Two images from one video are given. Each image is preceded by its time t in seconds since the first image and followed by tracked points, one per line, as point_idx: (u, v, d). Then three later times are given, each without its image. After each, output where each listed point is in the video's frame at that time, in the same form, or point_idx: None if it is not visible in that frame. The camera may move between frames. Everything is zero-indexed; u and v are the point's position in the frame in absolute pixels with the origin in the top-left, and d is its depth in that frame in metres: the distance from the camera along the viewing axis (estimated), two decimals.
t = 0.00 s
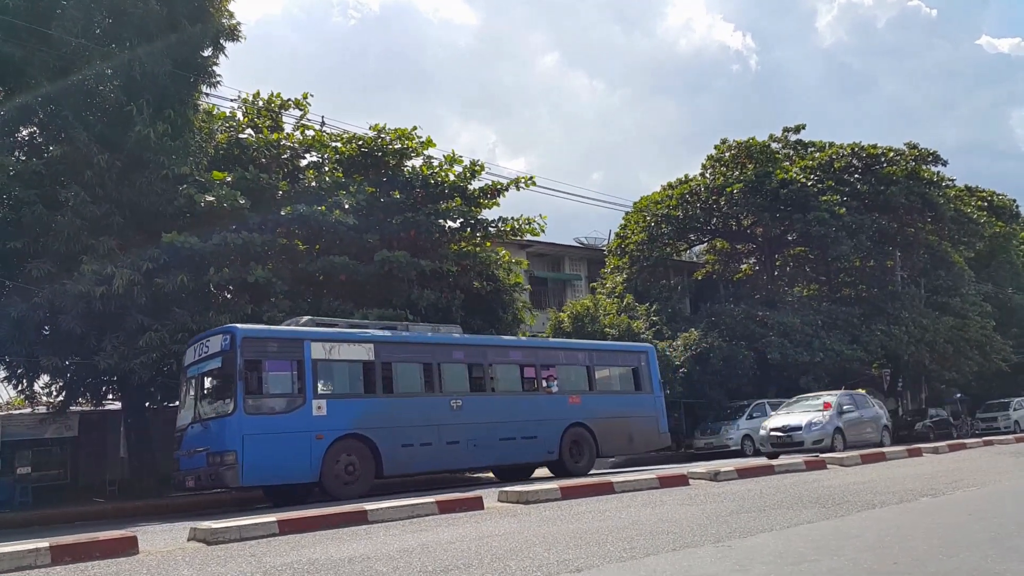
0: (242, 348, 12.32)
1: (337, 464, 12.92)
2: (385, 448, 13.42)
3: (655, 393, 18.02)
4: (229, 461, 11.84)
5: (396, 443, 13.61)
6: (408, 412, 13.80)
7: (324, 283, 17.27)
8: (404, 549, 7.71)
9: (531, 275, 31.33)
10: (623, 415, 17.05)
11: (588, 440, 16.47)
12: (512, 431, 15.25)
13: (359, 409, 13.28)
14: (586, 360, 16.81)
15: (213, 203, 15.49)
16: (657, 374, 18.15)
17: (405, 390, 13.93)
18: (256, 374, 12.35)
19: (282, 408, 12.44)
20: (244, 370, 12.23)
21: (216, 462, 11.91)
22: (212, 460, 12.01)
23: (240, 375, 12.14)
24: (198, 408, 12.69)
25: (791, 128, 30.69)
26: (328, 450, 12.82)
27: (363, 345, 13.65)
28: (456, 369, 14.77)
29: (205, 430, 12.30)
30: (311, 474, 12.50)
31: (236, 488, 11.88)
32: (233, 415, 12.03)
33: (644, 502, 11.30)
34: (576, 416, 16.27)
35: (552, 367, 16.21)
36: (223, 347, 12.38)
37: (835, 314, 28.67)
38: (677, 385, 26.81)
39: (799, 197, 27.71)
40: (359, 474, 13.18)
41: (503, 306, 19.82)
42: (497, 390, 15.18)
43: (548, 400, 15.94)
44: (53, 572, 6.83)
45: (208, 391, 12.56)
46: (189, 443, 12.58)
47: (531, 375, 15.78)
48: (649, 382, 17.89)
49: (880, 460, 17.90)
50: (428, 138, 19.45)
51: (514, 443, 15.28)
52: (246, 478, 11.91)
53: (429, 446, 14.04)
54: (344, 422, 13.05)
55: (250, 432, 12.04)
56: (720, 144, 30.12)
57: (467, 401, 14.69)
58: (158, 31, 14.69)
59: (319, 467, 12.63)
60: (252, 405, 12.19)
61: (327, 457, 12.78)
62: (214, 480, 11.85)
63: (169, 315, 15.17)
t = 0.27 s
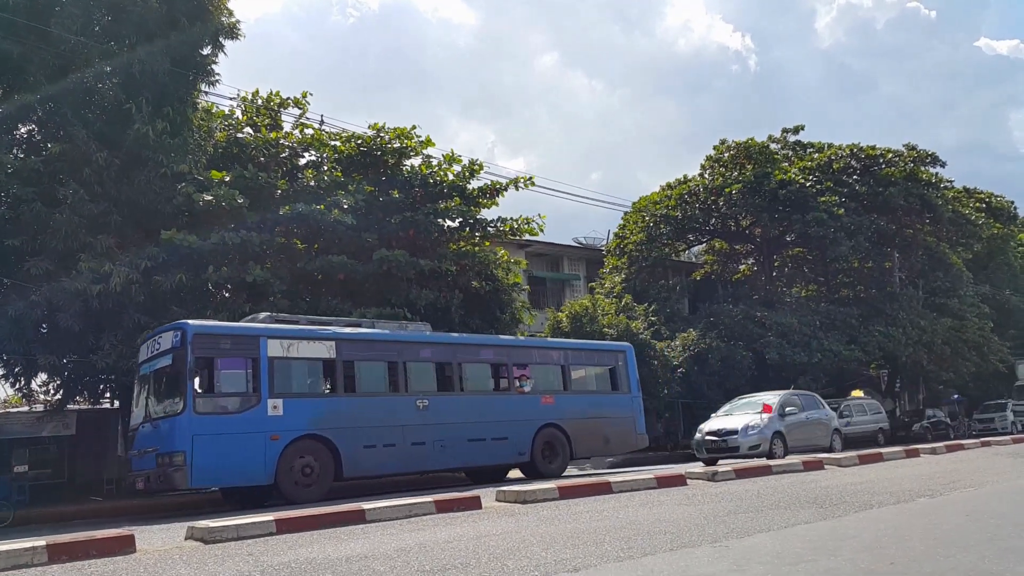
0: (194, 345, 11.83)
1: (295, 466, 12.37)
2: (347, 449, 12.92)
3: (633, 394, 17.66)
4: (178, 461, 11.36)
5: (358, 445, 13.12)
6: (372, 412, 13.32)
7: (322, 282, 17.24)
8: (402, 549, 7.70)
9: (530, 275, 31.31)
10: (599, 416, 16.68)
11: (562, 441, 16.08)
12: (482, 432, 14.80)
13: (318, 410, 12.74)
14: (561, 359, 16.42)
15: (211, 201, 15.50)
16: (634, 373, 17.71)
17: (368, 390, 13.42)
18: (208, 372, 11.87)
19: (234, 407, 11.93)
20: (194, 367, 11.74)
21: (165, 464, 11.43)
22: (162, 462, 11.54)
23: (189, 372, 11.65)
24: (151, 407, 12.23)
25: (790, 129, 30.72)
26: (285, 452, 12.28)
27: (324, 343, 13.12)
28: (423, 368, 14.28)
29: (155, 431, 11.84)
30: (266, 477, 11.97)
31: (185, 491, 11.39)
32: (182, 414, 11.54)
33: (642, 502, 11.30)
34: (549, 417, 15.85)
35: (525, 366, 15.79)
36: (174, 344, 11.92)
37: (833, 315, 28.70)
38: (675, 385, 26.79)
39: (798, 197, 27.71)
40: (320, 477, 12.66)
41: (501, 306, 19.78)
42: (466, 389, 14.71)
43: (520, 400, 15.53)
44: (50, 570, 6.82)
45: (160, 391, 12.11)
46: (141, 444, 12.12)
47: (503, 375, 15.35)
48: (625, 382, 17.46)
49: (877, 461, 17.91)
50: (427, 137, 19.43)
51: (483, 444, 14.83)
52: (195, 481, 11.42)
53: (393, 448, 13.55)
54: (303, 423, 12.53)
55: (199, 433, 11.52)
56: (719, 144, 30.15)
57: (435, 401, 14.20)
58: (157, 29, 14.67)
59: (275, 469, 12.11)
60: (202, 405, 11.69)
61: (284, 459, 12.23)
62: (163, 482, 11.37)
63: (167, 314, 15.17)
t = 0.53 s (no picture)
0: (138, 345, 11.52)
1: (246, 469, 12.12)
2: (303, 451, 12.72)
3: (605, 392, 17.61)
4: (120, 466, 11.04)
5: (316, 447, 12.91)
6: (329, 413, 13.12)
7: (318, 282, 17.21)
8: (399, 548, 7.67)
9: (526, 274, 31.27)
10: (568, 415, 16.64)
11: (532, 441, 16.03)
12: (446, 432, 14.66)
13: (273, 411, 12.53)
14: (530, 357, 16.35)
15: (207, 201, 15.47)
16: (609, 372, 17.71)
17: (327, 390, 13.24)
18: (154, 373, 11.56)
19: (181, 409, 11.63)
20: (137, 368, 11.42)
21: (108, 468, 11.11)
22: (105, 466, 11.22)
23: (133, 373, 11.33)
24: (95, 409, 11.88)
25: (786, 128, 30.75)
26: (235, 454, 12.01)
27: (279, 341, 12.88)
28: (386, 367, 14.10)
29: (99, 433, 11.53)
30: (215, 481, 11.71)
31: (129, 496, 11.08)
32: (124, 417, 11.23)
33: (639, 501, 11.29)
34: (517, 416, 15.77)
35: (492, 365, 15.68)
36: (119, 343, 11.60)
37: (829, 314, 28.74)
38: (672, 384, 26.74)
39: (794, 196, 27.72)
40: (274, 480, 12.42)
41: (498, 306, 19.74)
42: (431, 389, 14.57)
43: (487, 399, 15.42)
44: (44, 570, 6.78)
45: (103, 391, 11.77)
46: (86, 448, 11.81)
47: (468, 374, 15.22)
48: (599, 380, 17.49)
49: (873, 459, 17.94)
50: (423, 136, 19.40)
51: (448, 445, 14.69)
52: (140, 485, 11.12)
53: (352, 450, 13.36)
54: (255, 425, 12.29)
55: (143, 436, 11.21)
56: (715, 143, 30.16)
57: (397, 401, 14.04)
58: (152, 28, 14.62)
59: (225, 472, 11.84)
60: (147, 407, 11.38)
61: (234, 462, 11.97)
62: (106, 488, 11.05)
63: (162, 313, 15.13)
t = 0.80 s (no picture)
0: (82, 344, 11.27)
1: (198, 471, 11.82)
2: (260, 454, 12.41)
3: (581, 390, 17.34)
4: (62, 470, 10.74)
5: (273, 449, 12.59)
6: (288, 414, 12.81)
7: (317, 281, 17.26)
8: (400, 545, 7.73)
9: (525, 272, 31.31)
10: (541, 413, 16.38)
11: (504, 440, 15.75)
12: (412, 432, 14.35)
13: (229, 411, 12.23)
14: (502, 355, 16.07)
15: (206, 200, 15.53)
16: (585, 369, 17.45)
17: (286, 389, 12.95)
18: (99, 373, 11.31)
19: (128, 410, 11.37)
20: (81, 367, 11.17)
21: (51, 472, 10.80)
22: (48, 470, 10.93)
23: (77, 373, 11.08)
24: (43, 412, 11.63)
25: (784, 124, 30.78)
26: (185, 457, 11.71)
27: (234, 340, 12.58)
28: (348, 366, 13.81)
29: (44, 436, 11.26)
30: (166, 484, 11.43)
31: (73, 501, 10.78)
32: (67, 419, 10.96)
33: (639, 497, 11.35)
34: (487, 415, 15.50)
35: (461, 363, 15.40)
36: (64, 342, 11.37)
37: (828, 310, 28.75)
38: (671, 380, 26.80)
39: (793, 192, 27.74)
40: (228, 483, 12.09)
41: (497, 303, 19.78)
42: (396, 388, 14.28)
43: (455, 398, 15.13)
44: (49, 569, 6.84)
45: (51, 392, 11.50)
46: (33, 451, 11.54)
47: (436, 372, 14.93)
48: (574, 377, 17.24)
49: (873, 455, 17.99)
50: (422, 134, 19.43)
51: (414, 446, 14.37)
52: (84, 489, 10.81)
53: (312, 452, 13.03)
54: (207, 426, 11.98)
55: (88, 438, 10.93)
56: (714, 139, 30.21)
57: (360, 401, 13.74)
58: (150, 28, 14.64)
59: (175, 475, 11.55)
60: (93, 408, 11.13)
61: (185, 464, 11.69)
62: (48, 492, 10.73)
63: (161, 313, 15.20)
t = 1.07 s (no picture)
0: (23, 339, 10.66)
1: (146, 472, 11.30)
2: (211, 454, 11.86)
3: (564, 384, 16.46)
4: None
5: (225, 449, 12.04)
6: (241, 412, 12.27)
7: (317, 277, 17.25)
8: (402, 539, 7.75)
9: (526, 267, 31.30)
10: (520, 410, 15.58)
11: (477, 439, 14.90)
12: (377, 431, 13.69)
13: (178, 410, 11.70)
14: (476, 349, 15.28)
15: (206, 196, 15.52)
16: (563, 364, 16.52)
17: (240, 385, 12.39)
18: (42, 369, 10.74)
19: (72, 408, 10.81)
20: (21, 364, 10.58)
21: None
22: None
23: (16, 370, 10.48)
24: None
25: (785, 117, 30.74)
26: (131, 456, 11.17)
27: (185, 335, 12.07)
28: (308, 361, 13.18)
29: None
30: (111, 485, 10.89)
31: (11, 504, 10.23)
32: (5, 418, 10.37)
33: (640, 491, 11.37)
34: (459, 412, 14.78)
35: (431, 357, 14.68)
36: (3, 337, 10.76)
37: (829, 304, 28.74)
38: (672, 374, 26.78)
39: (793, 185, 27.71)
40: (179, 484, 11.57)
41: (498, 298, 19.76)
42: (360, 384, 13.63)
43: (425, 394, 14.42)
44: (52, 565, 6.86)
45: None
46: None
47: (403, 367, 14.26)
48: (552, 372, 16.29)
49: (874, 448, 18.00)
50: (421, 130, 19.40)
51: (380, 444, 13.72)
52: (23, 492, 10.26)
53: (268, 451, 12.46)
54: (154, 426, 11.42)
55: (27, 437, 10.35)
56: (714, 133, 30.20)
57: (320, 398, 13.12)
58: (149, 24, 14.61)
59: (121, 476, 11.01)
60: (34, 406, 10.53)
61: (133, 465, 11.17)
62: None
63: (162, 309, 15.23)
